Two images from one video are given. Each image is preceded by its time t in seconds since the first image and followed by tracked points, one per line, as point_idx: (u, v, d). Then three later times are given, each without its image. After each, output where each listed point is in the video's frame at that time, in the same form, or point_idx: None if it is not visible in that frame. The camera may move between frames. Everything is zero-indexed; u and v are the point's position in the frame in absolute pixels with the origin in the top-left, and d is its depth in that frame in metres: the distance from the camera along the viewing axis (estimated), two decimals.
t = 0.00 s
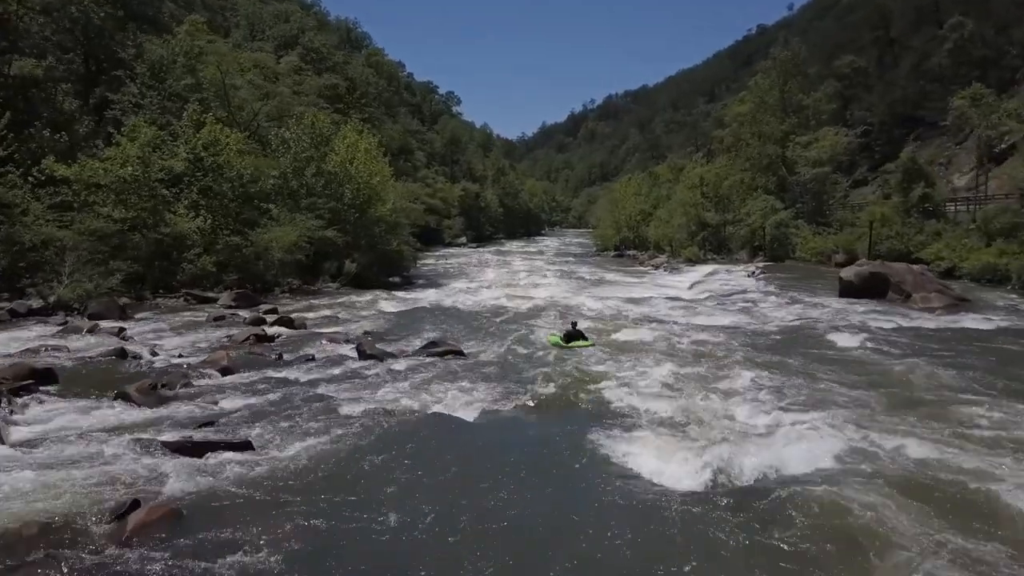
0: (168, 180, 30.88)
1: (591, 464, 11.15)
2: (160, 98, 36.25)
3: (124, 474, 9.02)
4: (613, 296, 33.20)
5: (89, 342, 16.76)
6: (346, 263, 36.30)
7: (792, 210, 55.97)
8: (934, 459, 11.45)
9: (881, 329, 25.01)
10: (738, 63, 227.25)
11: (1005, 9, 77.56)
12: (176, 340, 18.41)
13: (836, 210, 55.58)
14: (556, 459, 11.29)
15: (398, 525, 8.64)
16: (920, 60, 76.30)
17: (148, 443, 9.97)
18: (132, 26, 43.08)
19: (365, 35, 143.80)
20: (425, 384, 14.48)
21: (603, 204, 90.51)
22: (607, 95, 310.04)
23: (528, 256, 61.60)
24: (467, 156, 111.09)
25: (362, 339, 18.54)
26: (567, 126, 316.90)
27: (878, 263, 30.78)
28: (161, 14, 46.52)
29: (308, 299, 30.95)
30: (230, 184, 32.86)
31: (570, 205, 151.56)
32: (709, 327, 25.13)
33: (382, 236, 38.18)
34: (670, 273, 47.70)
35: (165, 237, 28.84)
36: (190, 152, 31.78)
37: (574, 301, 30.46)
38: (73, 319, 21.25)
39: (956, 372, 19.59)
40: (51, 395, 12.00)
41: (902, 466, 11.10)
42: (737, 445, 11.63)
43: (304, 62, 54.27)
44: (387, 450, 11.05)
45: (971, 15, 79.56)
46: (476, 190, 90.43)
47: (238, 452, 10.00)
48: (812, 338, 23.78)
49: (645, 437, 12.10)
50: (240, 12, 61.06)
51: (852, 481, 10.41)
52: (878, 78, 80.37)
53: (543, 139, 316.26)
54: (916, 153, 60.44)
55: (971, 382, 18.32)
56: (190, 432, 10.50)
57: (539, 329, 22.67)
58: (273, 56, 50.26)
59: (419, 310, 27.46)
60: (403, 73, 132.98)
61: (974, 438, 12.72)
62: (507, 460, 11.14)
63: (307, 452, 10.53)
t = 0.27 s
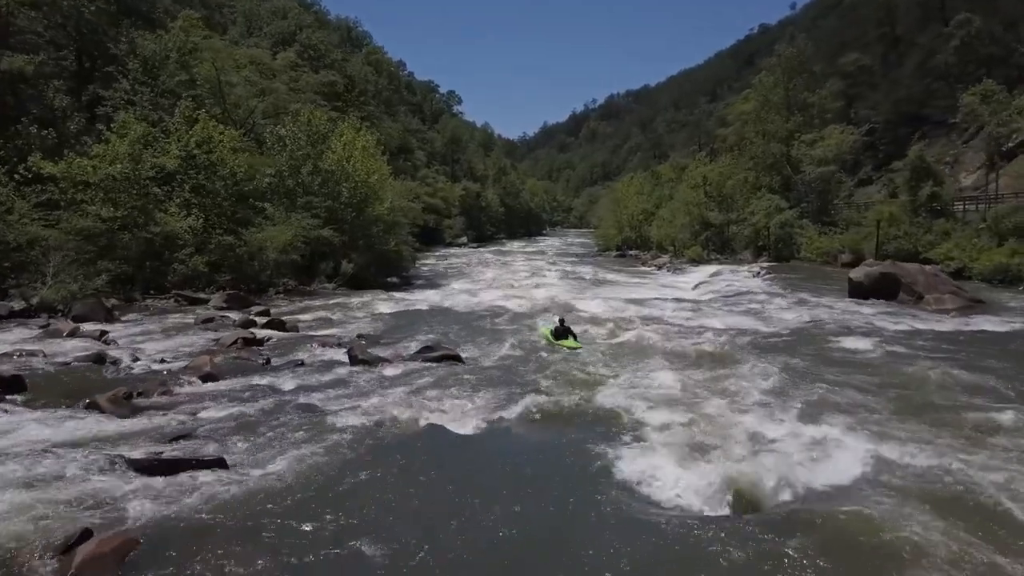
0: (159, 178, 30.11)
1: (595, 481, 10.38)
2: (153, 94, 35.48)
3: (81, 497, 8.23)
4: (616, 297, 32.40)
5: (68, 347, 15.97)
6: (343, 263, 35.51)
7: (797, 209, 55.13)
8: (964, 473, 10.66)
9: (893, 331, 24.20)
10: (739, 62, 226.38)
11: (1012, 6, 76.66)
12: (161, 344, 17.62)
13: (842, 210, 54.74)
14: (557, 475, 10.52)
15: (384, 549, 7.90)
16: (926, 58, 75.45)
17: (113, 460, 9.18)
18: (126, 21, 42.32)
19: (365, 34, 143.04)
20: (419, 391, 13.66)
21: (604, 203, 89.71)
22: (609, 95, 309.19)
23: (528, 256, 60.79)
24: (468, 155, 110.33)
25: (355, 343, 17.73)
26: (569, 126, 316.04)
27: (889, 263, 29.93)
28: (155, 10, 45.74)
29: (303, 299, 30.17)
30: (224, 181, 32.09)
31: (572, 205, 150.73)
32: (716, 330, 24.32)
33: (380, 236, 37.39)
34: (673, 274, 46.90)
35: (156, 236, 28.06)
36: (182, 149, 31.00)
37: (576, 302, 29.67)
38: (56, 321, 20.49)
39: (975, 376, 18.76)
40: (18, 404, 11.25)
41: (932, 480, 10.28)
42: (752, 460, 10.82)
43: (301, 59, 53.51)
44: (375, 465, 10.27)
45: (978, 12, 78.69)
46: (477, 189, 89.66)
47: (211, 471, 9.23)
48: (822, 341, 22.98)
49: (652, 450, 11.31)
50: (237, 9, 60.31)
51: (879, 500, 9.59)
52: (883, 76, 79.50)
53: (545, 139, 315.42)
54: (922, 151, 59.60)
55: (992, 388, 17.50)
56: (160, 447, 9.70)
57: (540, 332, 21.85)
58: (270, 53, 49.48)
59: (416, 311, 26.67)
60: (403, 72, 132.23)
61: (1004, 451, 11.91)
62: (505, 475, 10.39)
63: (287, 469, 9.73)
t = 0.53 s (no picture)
0: (150, 176, 29.36)
1: (604, 499, 9.57)
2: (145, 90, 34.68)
3: (33, 528, 7.47)
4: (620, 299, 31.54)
5: (45, 352, 15.17)
6: (340, 263, 34.70)
7: (802, 208, 54.31)
8: (1004, 491, 9.85)
9: (908, 334, 23.38)
10: (741, 61, 225.45)
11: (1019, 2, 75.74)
12: (143, 348, 16.86)
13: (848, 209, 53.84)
14: (561, 491, 9.68)
15: None
16: (932, 55, 74.60)
17: (69, 485, 8.42)
18: (119, 16, 41.54)
19: (365, 33, 142.17)
20: (411, 400, 12.88)
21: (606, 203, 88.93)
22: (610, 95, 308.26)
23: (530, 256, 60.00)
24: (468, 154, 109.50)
25: (347, 347, 16.94)
26: (570, 125, 315.16)
27: (902, 264, 29.01)
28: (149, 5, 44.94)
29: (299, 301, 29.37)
30: (218, 179, 31.29)
31: (573, 204, 149.86)
32: (723, 332, 23.51)
33: (379, 235, 36.57)
34: (677, 274, 46.08)
35: (147, 235, 27.27)
36: (175, 146, 30.21)
37: (578, 303, 28.86)
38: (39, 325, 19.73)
39: (997, 381, 17.94)
40: None
41: (968, 500, 9.47)
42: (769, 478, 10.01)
43: (298, 56, 52.72)
44: (361, 484, 9.45)
45: (984, 9, 77.80)
46: (478, 188, 88.86)
47: (180, 494, 8.47)
48: (835, 344, 22.17)
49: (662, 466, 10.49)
50: (234, 6, 59.53)
51: (912, 526, 8.75)
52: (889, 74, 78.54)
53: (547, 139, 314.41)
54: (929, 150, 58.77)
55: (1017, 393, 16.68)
56: (125, 467, 8.94)
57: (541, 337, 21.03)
58: (266, 49, 48.69)
59: (414, 313, 25.87)
60: (403, 71, 131.40)
61: None
62: (504, 494, 9.55)
63: (263, 489, 8.93)
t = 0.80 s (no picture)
0: (142, 174, 28.46)
1: (616, 528, 8.62)
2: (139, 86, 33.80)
3: None
4: (625, 301, 30.60)
5: (18, 360, 14.32)
6: (338, 264, 33.76)
7: (810, 208, 53.30)
8: None
9: (926, 338, 22.42)
10: (746, 61, 224.28)
11: None
12: (123, 354, 15.98)
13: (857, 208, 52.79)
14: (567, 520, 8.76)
15: None
16: (941, 53, 73.55)
17: (12, 519, 7.63)
18: (114, 12, 40.70)
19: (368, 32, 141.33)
20: (403, 415, 11.99)
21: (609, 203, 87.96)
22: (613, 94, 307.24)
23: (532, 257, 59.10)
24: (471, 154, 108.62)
25: (339, 354, 16.04)
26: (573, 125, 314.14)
27: (917, 265, 28.03)
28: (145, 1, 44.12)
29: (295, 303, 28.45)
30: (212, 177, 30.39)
31: (576, 204, 148.87)
32: (734, 337, 22.57)
33: (378, 236, 35.63)
34: (683, 275, 45.12)
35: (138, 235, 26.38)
36: (168, 143, 29.31)
37: (583, 306, 27.93)
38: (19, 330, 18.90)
39: None
40: None
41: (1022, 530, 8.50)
42: (799, 504, 9.03)
43: (297, 52, 51.83)
44: (347, 514, 8.52)
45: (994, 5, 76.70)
46: (480, 188, 87.98)
47: (135, 528, 7.68)
48: (851, 349, 21.23)
49: (679, 490, 9.51)
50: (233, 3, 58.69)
51: (962, 563, 7.78)
52: (896, 73, 77.48)
53: (549, 139, 313.31)
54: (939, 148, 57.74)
55: None
56: (78, 496, 8.17)
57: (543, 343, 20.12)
58: (264, 46, 47.82)
59: (413, 316, 24.96)
60: (406, 71, 130.56)
61: None
62: (505, 523, 8.59)
63: (235, 522, 8.05)
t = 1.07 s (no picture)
0: (134, 172, 27.72)
1: (628, 560, 7.80)
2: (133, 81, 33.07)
3: None
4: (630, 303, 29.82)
5: None
6: (337, 264, 33.05)
7: (818, 207, 52.39)
8: None
9: (945, 342, 21.59)
10: (750, 60, 223.20)
11: None
12: (105, 360, 15.25)
13: (866, 207, 51.88)
14: (576, 551, 7.97)
15: None
16: (949, 50, 72.70)
17: None
18: (109, 7, 40.00)
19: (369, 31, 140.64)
20: (395, 428, 11.24)
21: (613, 203, 87.13)
22: (617, 94, 306.40)
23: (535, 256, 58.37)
24: (473, 154, 108.02)
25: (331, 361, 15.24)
26: (576, 125, 313.35)
27: (932, 266, 27.21)
28: None
29: (291, 305, 27.64)
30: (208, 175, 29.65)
31: (580, 204, 148.06)
32: (744, 341, 21.78)
33: (379, 235, 34.86)
34: (689, 276, 44.31)
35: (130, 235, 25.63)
36: (162, 140, 28.56)
37: (587, 307, 27.13)
38: None
39: None
40: None
41: None
42: (825, 534, 8.21)
43: (295, 49, 51.13)
44: (328, 546, 7.73)
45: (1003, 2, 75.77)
46: (483, 187, 87.25)
47: (84, 565, 6.84)
48: (867, 354, 20.38)
49: (695, 516, 8.69)
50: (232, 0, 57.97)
51: None
52: (903, 71, 76.58)
53: (552, 138, 312.45)
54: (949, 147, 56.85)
55: None
56: (26, 526, 7.43)
57: (546, 347, 19.35)
58: (261, 42, 47.09)
59: (413, 318, 24.19)
60: (408, 70, 129.91)
61: None
62: (505, 558, 7.79)
63: (205, 555, 7.28)
